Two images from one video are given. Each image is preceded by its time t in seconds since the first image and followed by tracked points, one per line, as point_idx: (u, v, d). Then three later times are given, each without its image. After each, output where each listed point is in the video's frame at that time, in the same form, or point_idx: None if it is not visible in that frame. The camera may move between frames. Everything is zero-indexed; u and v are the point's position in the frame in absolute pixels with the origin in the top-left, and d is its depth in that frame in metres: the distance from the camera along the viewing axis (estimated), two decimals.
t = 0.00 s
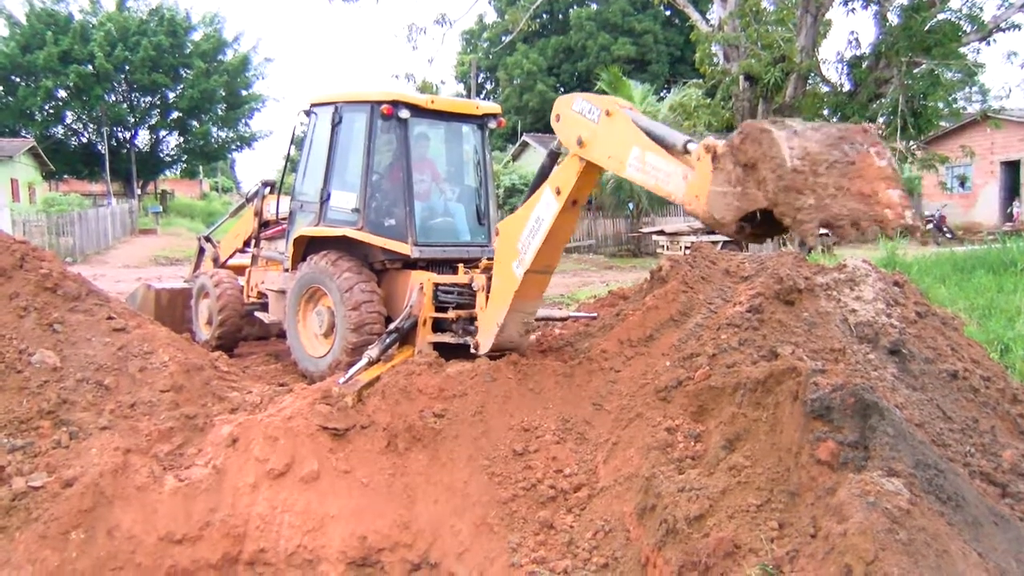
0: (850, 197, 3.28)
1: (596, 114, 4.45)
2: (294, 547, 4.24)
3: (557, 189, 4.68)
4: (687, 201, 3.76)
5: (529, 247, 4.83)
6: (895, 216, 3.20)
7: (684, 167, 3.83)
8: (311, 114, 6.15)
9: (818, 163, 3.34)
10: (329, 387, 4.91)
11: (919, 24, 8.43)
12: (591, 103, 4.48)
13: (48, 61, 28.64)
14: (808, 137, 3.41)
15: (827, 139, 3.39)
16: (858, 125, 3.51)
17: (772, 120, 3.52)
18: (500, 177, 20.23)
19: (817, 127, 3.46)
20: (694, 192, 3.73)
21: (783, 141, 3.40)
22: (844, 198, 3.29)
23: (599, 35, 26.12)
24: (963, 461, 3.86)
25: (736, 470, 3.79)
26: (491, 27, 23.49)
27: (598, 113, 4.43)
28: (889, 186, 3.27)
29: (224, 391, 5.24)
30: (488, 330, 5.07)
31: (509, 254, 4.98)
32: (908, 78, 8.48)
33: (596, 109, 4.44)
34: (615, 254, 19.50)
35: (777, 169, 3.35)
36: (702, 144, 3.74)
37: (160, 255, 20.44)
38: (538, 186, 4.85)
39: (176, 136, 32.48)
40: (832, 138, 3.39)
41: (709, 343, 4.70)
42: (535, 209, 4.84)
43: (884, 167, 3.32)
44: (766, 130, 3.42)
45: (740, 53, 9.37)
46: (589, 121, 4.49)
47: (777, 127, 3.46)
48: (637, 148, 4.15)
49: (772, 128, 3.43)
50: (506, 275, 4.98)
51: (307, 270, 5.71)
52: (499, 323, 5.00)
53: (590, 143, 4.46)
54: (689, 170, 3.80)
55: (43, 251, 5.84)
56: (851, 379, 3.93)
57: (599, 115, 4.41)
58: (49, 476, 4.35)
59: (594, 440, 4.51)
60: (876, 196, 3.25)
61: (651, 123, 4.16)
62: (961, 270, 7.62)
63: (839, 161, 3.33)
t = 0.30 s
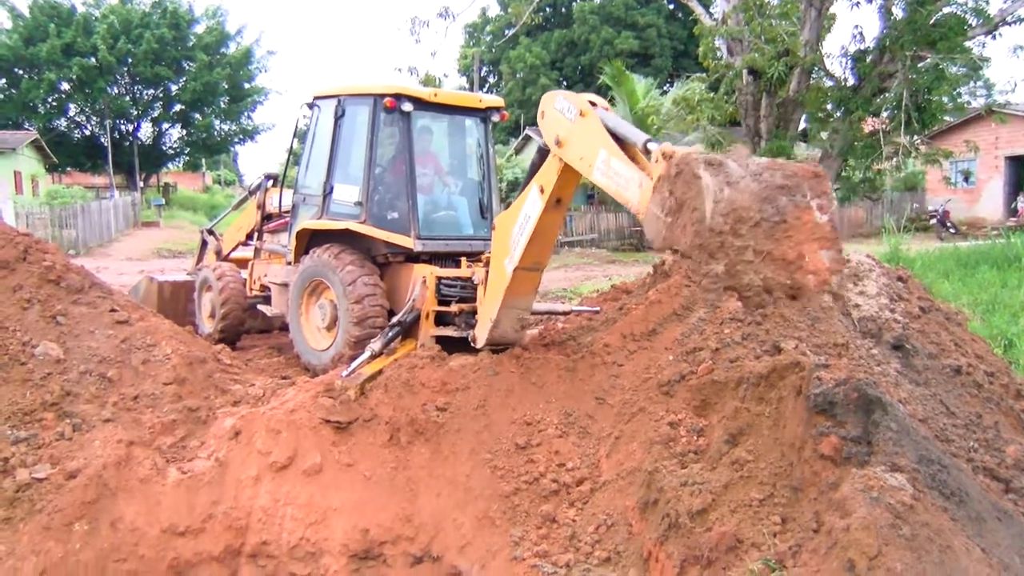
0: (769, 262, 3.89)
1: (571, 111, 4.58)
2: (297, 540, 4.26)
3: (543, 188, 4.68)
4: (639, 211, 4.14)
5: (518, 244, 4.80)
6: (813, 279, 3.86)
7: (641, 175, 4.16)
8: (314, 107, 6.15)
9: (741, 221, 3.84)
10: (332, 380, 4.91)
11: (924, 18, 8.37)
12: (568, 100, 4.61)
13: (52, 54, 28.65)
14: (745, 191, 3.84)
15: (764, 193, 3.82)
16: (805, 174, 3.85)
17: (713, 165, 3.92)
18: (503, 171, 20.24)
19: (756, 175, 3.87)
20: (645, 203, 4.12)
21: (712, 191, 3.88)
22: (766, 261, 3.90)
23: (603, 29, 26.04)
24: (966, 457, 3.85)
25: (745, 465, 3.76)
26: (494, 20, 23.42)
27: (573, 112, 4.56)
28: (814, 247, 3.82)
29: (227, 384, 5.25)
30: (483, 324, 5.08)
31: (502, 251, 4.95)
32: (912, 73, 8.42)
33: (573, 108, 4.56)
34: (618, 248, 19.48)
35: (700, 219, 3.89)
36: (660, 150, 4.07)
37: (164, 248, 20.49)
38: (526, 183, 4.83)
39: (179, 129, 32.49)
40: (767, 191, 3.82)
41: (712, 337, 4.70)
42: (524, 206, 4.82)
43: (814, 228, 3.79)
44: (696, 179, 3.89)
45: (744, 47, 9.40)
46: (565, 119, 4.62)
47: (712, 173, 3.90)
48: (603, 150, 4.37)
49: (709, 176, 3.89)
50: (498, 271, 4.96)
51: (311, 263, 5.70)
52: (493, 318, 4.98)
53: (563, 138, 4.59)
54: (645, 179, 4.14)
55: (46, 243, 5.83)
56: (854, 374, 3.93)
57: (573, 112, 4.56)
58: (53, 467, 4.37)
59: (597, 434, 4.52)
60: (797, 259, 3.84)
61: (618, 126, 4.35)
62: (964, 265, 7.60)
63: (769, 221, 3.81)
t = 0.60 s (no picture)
0: (742, 348, 3.83)
1: (574, 121, 4.61)
2: (302, 526, 4.29)
3: (545, 189, 4.75)
4: (634, 235, 4.20)
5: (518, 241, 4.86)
6: (784, 347, 3.72)
7: (638, 199, 4.20)
8: (319, 96, 6.16)
9: (720, 305, 3.76)
10: (336, 367, 4.98)
11: (929, 9, 8.36)
12: (573, 109, 4.64)
13: (59, 42, 28.71)
14: (728, 274, 3.74)
15: (746, 276, 3.71)
16: (792, 252, 3.70)
17: (699, 244, 3.80)
18: (508, 161, 20.26)
19: (742, 254, 3.72)
20: (641, 229, 4.17)
21: (695, 272, 3.80)
22: (741, 345, 3.83)
23: (608, 19, 25.94)
24: (968, 447, 3.91)
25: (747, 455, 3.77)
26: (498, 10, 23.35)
27: (576, 120, 4.59)
28: (792, 331, 3.71)
29: (233, 370, 5.28)
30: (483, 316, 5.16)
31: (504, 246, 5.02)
32: (917, 64, 8.41)
33: (574, 116, 4.61)
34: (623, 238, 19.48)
35: (681, 297, 3.85)
36: (659, 183, 4.08)
37: (170, 236, 20.58)
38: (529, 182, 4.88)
39: (185, 118, 32.61)
40: (751, 274, 3.71)
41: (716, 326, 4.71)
42: (526, 204, 4.88)
43: (795, 311, 3.68)
44: (677, 258, 3.84)
45: (749, 37, 9.21)
46: (567, 125, 4.67)
47: (696, 253, 3.79)
48: (602, 167, 4.40)
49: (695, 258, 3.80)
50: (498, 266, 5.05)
51: (315, 252, 5.75)
52: (494, 311, 5.05)
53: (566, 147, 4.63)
54: (641, 204, 4.18)
55: (54, 230, 5.85)
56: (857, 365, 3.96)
57: (577, 122, 4.58)
58: (61, 453, 4.43)
59: (600, 423, 4.55)
60: (773, 345, 3.75)
61: (618, 142, 4.38)
62: (967, 257, 7.59)
63: (747, 306, 3.72)
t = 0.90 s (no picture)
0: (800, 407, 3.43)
1: (604, 132, 4.41)
2: (314, 496, 4.46)
3: (566, 191, 4.65)
4: (670, 264, 4.01)
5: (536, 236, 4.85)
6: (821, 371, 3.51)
7: (673, 228, 3.99)
8: (331, 79, 6.27)
9: (783, 368, 3.40)
10: (347, 344, 5.10)
11: None
12: (602, 119, 4.43)
13: (82, 30, 28.89)
14: (789, 337, 3.37)
15: (808, 338, 3.35)
16: (848, 312, 3.36)
17: (764, 309, 3.43)
18: (514, 144, 20.36)
19: (803, 317, 3.38)
20: (677, 260, 3.95)
21: (759, 337, 3.43)
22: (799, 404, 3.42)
23: (613, 6, 25.90)
24: (959, 423, 4.12)
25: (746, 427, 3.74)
26: None
27: (605, 132, 4.39)
28: (845, 389, 3.37)
29: (247, 346, 5.42)
30: (496, 298, 5.23)
31: (521, 235, 5.02)
32: (914, 52, 8.47)
33: (604, 127, 4.40)
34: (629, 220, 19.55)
35: (742, 360, 3.49)
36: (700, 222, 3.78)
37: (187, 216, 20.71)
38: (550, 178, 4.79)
39: (202, 102, 32.56)
40: (810, 336, 3.35)
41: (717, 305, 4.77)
42: (545, 201, 4.81)
43: (849, 369, 3.34)
44: (743, 323, 3.46)
45: (750, 24, 9.20)
46: (598, 136, 4.45)
47: (760, 317, 3.43)
48: (633, 186, 4.21)
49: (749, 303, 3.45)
50: (514, 255, 5.06)
51: (327, 232, 5.86)
52: (505, 295, 5.14)
53: (595, 159, 4.45)
54: (677, 234, 3.97)
55: (75, 210, 5.86)
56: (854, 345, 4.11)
57: (606, 134, 4.38)
58: (84, 424, 4.63)
59: (603, 399, 4.69)
60: (828, 404, 3.38)
61: (651, 161, 4.16)
62: (961, 240, 7.67)
63: (807, 367, 3.37)
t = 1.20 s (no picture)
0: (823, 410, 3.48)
1: (619, 133, 4.47)
2: (328, 457, 4.70)
3: (578, 182, 4.72)
4: (686, 265, 4.01)
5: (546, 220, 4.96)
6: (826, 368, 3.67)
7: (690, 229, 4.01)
8: (343, 58, 6.44)
9: (808, 373, 3.46)
10: (358, 312, 5.32)
11: None
12: (617, 120, 4.49)
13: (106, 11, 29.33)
14: (815, 343, 3.43)
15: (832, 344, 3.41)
16: (869, 318, 3.44)
17: (792, 316, 3.47)
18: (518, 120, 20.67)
19: (828, 322, 3.44)
20: (694, 261, 3.96)
21: (787, 343, 3.47)
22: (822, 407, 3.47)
23: None
24: (939, 389, 4.42)
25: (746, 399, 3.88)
26: None
27: (620, 133, 4.45)
28: (863, 390, 3.47)
29: (263, 314, 5.62)
30: (503, 270, 5.40)
31: (530, 216, 5.14)
32: (901, 36, 8.83)
33: (619, 128, 4.46)
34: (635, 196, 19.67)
35: (770, 365, 3.51)
36: (718, 225, 3.81)
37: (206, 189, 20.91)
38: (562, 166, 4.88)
39: (219, 80, 32.66)
40: (834, 341, 3.42)
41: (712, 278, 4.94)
42: (556, 187, 4.90)
43: (868, 372, 3.43)
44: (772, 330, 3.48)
45: (747, 7, 9.47)
46: (612, 137, 4.51)
47: (788, 323, 3.46)
48: (650, 187, 4.26)
49: (761, 301, 3.54)
50: (523, 235, 5.19)
51: (340, 204, 6.06)
52: (512, 270, 5.32)
53: (609, 159, 4.51)
54: (694, 235, 3.98)
55: (101, 183, 6.04)
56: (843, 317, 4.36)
57: (621, 135, 4.44)
58: (110, 386, 4.88)
59: (604, 365, 4.95)
60: (848, 405, 3.48)
61: (667, 163, 4.22)
62: (944, 217, 8.11)
63: (830, 371, 3.43)
